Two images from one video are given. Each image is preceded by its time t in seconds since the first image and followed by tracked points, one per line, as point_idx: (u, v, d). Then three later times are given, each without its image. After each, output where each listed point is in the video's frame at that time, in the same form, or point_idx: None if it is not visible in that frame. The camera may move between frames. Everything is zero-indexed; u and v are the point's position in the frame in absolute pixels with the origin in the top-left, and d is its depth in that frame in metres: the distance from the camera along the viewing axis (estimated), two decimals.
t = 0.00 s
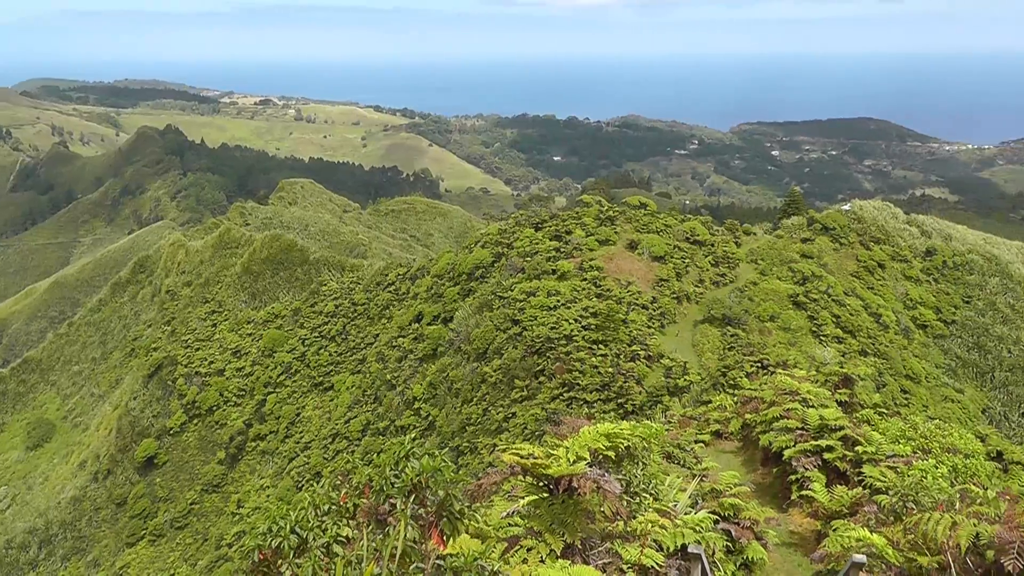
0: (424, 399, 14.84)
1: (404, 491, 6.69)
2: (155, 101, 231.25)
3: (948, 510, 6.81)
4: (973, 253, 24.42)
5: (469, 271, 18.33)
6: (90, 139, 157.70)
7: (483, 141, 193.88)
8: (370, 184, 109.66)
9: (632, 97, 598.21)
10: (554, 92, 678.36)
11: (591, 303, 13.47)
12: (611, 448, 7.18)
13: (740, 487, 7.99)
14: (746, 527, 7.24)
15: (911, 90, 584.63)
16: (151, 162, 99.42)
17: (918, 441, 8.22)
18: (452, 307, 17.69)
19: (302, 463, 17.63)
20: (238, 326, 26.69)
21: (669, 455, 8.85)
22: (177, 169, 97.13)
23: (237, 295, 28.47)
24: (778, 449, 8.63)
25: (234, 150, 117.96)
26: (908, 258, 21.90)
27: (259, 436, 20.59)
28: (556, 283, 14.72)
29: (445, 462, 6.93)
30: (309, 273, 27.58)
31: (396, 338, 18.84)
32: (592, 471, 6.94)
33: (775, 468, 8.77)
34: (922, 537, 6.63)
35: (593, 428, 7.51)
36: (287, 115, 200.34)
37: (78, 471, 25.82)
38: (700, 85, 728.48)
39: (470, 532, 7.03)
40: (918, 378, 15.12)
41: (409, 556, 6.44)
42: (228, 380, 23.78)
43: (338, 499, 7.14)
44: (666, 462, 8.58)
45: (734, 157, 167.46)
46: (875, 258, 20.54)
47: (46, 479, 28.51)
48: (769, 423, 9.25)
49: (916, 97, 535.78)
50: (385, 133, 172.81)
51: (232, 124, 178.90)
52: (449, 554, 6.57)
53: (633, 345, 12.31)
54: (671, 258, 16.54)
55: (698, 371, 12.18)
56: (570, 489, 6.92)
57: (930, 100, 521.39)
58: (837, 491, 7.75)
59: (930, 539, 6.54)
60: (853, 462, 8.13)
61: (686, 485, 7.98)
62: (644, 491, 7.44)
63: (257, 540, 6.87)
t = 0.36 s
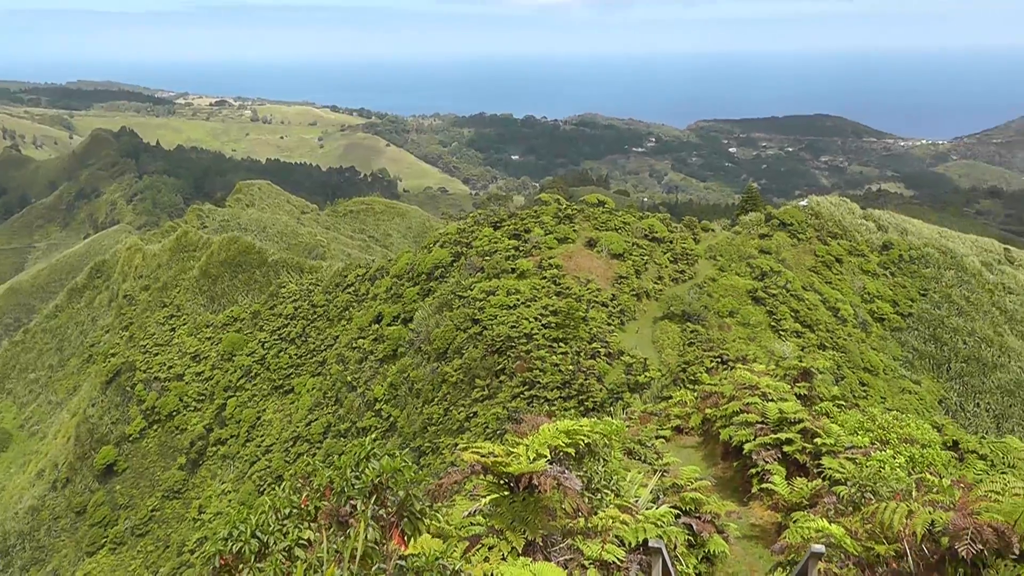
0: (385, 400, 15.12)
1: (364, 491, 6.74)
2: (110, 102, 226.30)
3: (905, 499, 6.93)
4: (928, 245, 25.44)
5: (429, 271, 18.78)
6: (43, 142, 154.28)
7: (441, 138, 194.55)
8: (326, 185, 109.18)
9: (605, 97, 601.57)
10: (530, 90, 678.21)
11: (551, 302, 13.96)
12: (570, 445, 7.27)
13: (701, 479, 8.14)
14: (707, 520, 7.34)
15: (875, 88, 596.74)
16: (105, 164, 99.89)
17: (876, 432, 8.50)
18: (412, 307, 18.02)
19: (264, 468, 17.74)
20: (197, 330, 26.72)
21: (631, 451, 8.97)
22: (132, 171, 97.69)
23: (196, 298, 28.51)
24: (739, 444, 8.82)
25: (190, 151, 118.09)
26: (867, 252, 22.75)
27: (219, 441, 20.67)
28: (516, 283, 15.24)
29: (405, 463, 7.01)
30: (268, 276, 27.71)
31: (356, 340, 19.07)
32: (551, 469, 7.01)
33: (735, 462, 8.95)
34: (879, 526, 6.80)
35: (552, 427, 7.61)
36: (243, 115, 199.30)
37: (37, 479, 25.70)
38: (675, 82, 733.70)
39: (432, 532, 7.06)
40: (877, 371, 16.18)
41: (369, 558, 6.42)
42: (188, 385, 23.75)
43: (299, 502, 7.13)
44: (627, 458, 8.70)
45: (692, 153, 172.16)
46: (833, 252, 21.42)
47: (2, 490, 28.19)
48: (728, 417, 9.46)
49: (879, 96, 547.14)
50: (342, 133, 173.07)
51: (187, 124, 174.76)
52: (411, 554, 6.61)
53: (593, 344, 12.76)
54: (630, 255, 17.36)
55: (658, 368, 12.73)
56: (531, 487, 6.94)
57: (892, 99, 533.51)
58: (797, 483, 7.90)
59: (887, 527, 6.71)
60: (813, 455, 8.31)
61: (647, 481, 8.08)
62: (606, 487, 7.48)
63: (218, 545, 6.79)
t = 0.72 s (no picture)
0: (342, 401, 15.41)
1: (320, 493, 6.86)
2: (58, 100, 220.85)
3: (858, 490, 7.06)
4: (881, 243, 27.44)
5: (385, 270, 19.55)
6: None
7: (396, 139, 199.81)
8: (282, 184, 111.38)
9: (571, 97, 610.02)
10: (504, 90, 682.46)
11: (507, 302, 14.81)
12: (526, 443, 7.36)
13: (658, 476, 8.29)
14: (664, 516, 7.38)
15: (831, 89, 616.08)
16: (55, 165, 99.36)
17: (830, 426, 8.74)
18: (367, 307, 18.53)
19: (220, 471, 18.10)
20: (151, 332, 26.83)
21: (588, 449, 9.10)
22: (83, 172, 96.71)
23: (150, 300, 28.60)
24: (695, 439, 9.04)
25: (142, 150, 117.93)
26: (820, 249, 24.65)
27: (175, 445, 20.92)
28: (473, 283, 16.11)
29: (361, 463, 7.14)
30: (222, 276, 28.21)
31: (312, 341, 19.61)
32: (507, 467, 7.02)
33: (691, 457, 9.12)
34: (833, 517, 6.95)
35: (508, 425, 7.66)
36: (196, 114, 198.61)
37: None
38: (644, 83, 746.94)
39: (387, 532, 7.11)
40: (832, 365, 17.30)
41: (325, 559, 6.43)
42: (142, 388, 24.03)
43: (256, 504, 7.14)
44: (584, 455, 8.84)
45: (647, 152, 180.77)
46: (788, 249, 23.31)
47: None
48: (684, 414, 9.80)
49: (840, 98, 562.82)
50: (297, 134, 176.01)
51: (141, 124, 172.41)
52: (367, 553, 6.63)
53: (549, 342, 13.49)
54: (585, 254, 18.75)
55: (615, 365, 13.42)
56: (486, 485, 6.98)
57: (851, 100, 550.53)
58: (753, 478, 8.06)
59: (841, 518, 6.85)
60: (768, 448, 8.49)
61: (605, 478, 8.17)
62: (562, 485, 7.55)
63: (172, 550, 6.70)
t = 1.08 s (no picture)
0: (296, 402, 15.67)
1: (273, 496, 6.81)
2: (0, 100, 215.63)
3: (811, 481, 7.13)
4: (833, 237, 28.83)
5: (338, 270, 20.26)
6: None
7: (349, 138, 203.73)
8: (235, 185, 111.84)
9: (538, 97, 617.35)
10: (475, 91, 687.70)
11: (462, 299, 15.25)
12: (479, 440, 7.35)
13: (613, 472, 8.44)
14: (620, 510, 7.50)
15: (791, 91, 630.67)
16: None
17: (783, 419, 8.97)
18: (321, 309, 19.08)
19: (174, 475, 18.02)
20: (103, 336, 27.29)
21: (544, 446, 9.18)
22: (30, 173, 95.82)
23: (102, 303, 29.26)
24: (651, 435, 9.16)
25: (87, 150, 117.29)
26: (772, 244, 26.07)
27: (129, 450, 20.85)
28: (427, 281, 16.60)
29: (316, 464, 7.20)
30: (174, 279, 29.39)
31: (265, 342, 19.91)
32: (462, 465, 7.03)
33: (647, 452, 9.28)
34: (786, 508, 7.05)
35: (462, 424, 7.64)
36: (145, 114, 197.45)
37: None
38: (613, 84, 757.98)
39: (341, 534, 7.21)
40: (785, 359, 18.03)
41: (281, 563, 6.46)
42: (95, 394, 24.20)
43: (210, 508, 7.12)
44: (541, 453, 8.92)
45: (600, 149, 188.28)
46: (739, 246, 24.37)
47: None
48: (640, 409, 9.91)
49: (802, 99, 575.62)
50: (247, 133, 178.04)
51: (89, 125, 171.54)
52: (320, 556, 6.63)
53: (504, 341, 13.78)
54: (538, 252, 19.95)
55: (570, 362, 14.00)
56: (441, 484, 7.00)
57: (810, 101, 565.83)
58: (708, 471, 8.25)
59: (793, 509, 6.97)
60: (721, 443, 8.78)
61: (561, 474, 8.27)
62: (519, 482, 7.60)
63: (127, 557, 6.61)
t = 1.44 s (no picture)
0: (253, 404, 16.05)
1: (230, 498, 6.80)
2: None
3: (767, 474, 7.21)
4: (788, 233, 29.24)
5: (294, 271, 21.04)
6: None
7: (303, 138, 206.75)
8: (190, 184, 113.01)
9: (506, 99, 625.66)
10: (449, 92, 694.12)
11: (418, 300, 16.27)
12: (436, 439, 7.37)
13: (571, 468, 8.62)
14: (579, 508, 7.60)
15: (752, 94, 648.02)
16: None
17: (741, 414, 9.23)
18: (277, 310, 19.54)
19: (131, 480, 17.95)
20: (57, 339, 27.51)
21: (502, 445, 9.28)
22: None
23: (56, 307, 29.26)
24: (610, 431, 9.34)
25: (35, 150, 116.69)
26: (727, 241, 26.80)
27: (84, 455, 20.70)
28: (383, 281, 17.50)
29: (272, 465, 7.21)
30: (130, 280, 29.40)
31: (222, 344, 20.18)
32: (419, 464, 7.04)
33: (605, 450, 9.46)
34: (742, 501, 7.10)
35: (419, 423, 7.69)
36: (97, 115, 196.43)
37: None
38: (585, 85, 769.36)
39: (299, 535, 7.20)
40: (740, 356, 19.17)
41: (237, 564, 6.39)
42: (50, 398, 24.01)
43: (166, 511, 7.07)
44: (499, 451, 9.04)
45: (555, 148, 195.96)
46: (696, 242, 25.63)
47: None
48: (598, 407, 10.10)
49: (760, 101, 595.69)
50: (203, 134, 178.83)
51: (42, 125, 170.99)
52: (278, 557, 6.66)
53: (461, 340, 14.77)
54: (495, 249, 21.30)
55: (528, 359, 15.01)
56: (398, 483, 6.96)
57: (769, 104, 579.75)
58: (666, 467, 8.42)
59: (751, 502, 7.00)
60: (678, 438, 8.94)
61: (519, 472, 8.38)
62: (477, 481, 7.66)
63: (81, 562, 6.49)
